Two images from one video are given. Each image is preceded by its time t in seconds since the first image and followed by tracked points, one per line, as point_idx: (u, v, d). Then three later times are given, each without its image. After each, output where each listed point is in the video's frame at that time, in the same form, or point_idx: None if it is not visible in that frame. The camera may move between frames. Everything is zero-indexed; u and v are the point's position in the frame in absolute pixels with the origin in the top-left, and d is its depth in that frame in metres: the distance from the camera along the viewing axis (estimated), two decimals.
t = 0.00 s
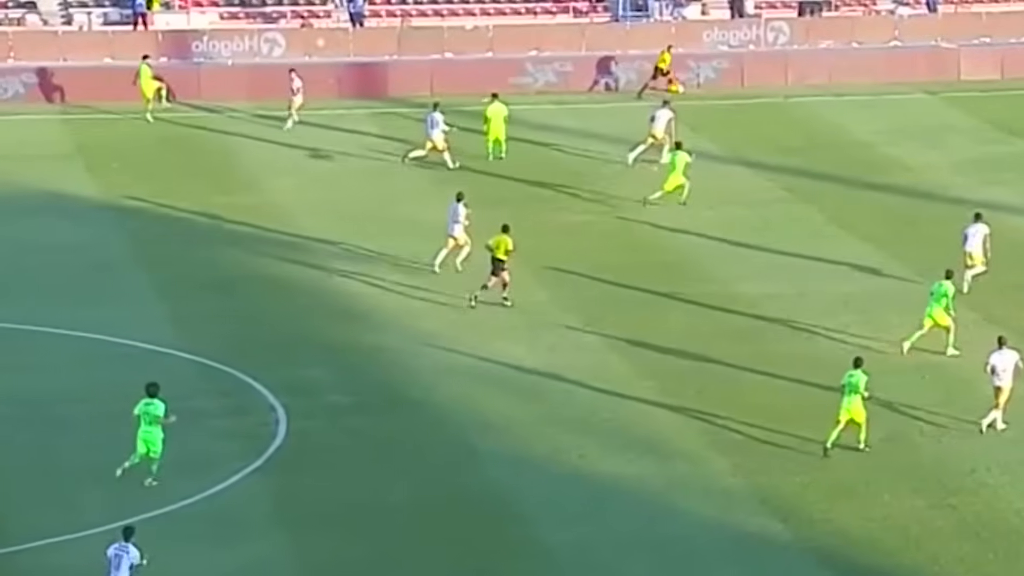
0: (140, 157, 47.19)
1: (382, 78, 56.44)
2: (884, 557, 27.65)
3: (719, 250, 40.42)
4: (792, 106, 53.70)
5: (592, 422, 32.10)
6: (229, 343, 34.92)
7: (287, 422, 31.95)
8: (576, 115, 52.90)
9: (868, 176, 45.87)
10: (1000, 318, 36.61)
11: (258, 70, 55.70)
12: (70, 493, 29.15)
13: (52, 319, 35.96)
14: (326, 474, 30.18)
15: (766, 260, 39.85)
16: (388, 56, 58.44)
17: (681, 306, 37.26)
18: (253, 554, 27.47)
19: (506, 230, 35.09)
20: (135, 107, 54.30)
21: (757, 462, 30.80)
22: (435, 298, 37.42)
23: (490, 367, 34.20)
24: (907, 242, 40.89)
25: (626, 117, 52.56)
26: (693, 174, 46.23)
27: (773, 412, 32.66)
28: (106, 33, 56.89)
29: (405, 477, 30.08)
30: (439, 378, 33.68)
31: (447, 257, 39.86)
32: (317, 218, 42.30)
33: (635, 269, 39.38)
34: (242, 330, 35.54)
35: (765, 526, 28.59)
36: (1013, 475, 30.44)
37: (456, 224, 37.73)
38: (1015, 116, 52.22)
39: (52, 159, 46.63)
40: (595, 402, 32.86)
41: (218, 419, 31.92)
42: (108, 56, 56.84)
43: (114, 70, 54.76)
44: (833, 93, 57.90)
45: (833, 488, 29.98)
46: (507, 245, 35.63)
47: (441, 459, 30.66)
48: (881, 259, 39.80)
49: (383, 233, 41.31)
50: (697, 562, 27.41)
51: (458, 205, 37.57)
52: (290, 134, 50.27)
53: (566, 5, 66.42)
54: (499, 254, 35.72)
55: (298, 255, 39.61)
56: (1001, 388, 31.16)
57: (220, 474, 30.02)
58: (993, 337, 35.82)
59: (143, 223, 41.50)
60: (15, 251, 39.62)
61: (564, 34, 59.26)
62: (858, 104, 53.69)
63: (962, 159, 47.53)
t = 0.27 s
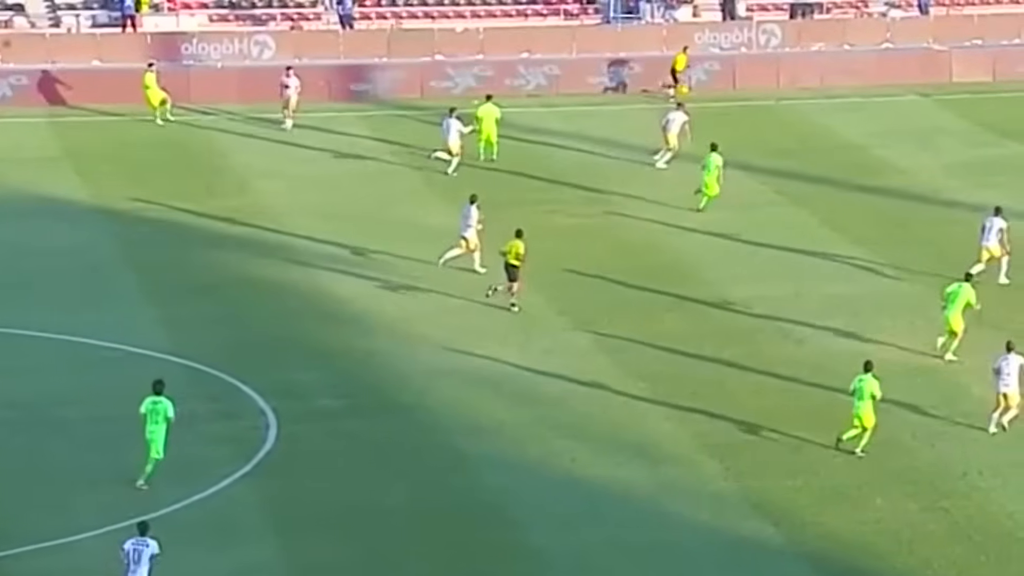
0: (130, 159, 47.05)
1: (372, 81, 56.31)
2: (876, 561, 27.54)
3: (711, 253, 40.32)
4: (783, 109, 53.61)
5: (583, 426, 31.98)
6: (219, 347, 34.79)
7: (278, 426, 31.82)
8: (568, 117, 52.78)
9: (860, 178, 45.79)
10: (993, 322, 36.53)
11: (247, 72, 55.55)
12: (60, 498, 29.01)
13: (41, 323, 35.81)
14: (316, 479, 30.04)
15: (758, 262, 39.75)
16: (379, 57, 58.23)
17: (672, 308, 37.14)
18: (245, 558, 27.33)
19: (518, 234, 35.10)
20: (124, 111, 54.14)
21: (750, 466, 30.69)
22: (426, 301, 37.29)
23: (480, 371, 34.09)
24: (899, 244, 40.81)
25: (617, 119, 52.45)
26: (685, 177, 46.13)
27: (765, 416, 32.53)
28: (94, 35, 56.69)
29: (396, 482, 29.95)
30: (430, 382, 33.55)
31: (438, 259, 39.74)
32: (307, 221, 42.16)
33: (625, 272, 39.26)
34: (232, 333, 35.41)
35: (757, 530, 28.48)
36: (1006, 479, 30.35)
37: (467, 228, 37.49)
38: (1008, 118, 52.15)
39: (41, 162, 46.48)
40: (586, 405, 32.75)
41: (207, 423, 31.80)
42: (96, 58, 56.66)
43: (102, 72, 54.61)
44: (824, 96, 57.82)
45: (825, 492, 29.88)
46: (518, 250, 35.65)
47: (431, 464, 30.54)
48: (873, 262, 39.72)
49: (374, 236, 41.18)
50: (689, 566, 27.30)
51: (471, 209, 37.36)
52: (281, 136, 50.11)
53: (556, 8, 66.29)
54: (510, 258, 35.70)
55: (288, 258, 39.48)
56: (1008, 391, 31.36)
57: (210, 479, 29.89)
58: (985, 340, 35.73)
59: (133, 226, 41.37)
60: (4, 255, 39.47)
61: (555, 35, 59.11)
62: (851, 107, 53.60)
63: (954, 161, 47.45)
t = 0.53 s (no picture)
0: (125, 162, 46.96)
1: (367, 82, 56.23)
2: (872, 562, 27.46)
3: (707, 255, 40.24)
4: (780, 110, 53.54)
5: (579, 428, 31.91)
6: (214, 350, 34.70)
7: (273, 429, 31.74)
8: (565, 119, 52.70)
9: (858, 179, 45.71)
10: (990, 324, 36.45)
11: (242, 74, 55.46)
12: (55, 501, 28.91)
13: (36, 325, 35.72)
14: (311, 482, 29.94)
15: (755, 263, 39.67)
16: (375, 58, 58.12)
17: (670, 311, 37.03)
18: (238, 561, 27.26)
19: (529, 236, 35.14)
20: (118, 113, 54.06)
21: (746, 468, 30.60)
22: (423, 304, 37.22)
23: (476, 372, 34.02)
24: (896, 246, 40.72)
25: (614, 120, 52.38)
26: (682, 178, 46.06)
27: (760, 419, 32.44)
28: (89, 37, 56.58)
29: (391, 485, 29.83)
30: (425, 384, 33.48)
31: (435, 261, 39.65)
32: (303, 223, 42.08)
33: (621, 274, 39.16)
34: (226, 336, 35.32)
35: (754, 532, 28.39)
36: (1003, 481, 30.27)
37: (478, 231, 37.71)
38: (1006, 120, 52.07)
39: (36, 165, 46.38)
40: (582, 408, 32.66)
41: (202, 426, 31.71)
42: (91, 58, 56.55)
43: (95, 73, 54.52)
44: (821, 97, 57.77)
45: (822, 494, 29.80)
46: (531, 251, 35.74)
47: (427, 466, 30.47)
48: (870, 263, 39.62)
49: (370, 238, 41.10)
50: (687, 569, 27.19)
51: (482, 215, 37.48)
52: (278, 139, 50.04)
53: (552, 8, 66.23)
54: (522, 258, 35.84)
55: (284, 260, 39.40)
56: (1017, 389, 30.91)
57: (205, 482, 29.78)
58: (982, 342, 35.66)
59: (128, 229, 41.27)
60: None
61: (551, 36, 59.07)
62: (848, 108, 53.53)
63: (952, 162, 47.38)
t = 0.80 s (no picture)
0: (115, 164, 46.87)
1: (356, 84, 56.16)
2: (865, 564, 27.38)
3: (698, 257, 40.17)
4: (771, 112, 53.50)
5: (570, 430, 31.83)
6: (204, 353, 34.61)
7: (263, 431, 31.66)
8: (555, 120, 52.61)
9: (849, 181, 45.67)
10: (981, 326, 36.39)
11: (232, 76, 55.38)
12: (45, 505, 28.81)
13: (25, 328, 35.62)
14: (301, 484, 29.85)
15: (746, 265, 39.61)
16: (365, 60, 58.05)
17: (660, 313, 36.96)
18: (228, 564, 27.17)
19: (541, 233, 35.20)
20: (106, 115, 53.96)
21: (737, 470, 30.53)
22: (413, 306, 37.14)
23: (467, 375, 33.93)
24: (887, 247, 40.67)
25: (605, 122, 52.32)
26: (672, 180, 46.00)
27: (751, 421, 32.36)
28: (77, 39, 56.48)
29: (381, 488, 29.74)
30: (416, 386, 33.39)
31: (425, 263, 39.57)
32: (293, 225, 41.98)
33: (611, 276, 39.09)
34: (216, 339, 35.24)
35: (745, 534, 28.32)
36: (994, 482, 30.21)
37: (485, 231, 37.75)
38: (997, 121, 52.05)
39: (25, 166, 46.28)
40: (573, 410, 32.58)
41: (192, 429, 31.63)
42: (79, 60, 56.45)
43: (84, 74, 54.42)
44: (811, 99, 57.74)
45: (813, 496, 29.73)
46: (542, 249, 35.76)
47: (417, 468, 30.38)
48: (861, 265, 39.57)
49: (360, 240, 41.02)
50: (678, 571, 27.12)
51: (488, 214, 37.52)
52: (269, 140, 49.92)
53: (542, 10, 66.19)
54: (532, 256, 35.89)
55: (274, 262, 39.31)
56: (1023, 387, 30.94)
57: (196, 485, 29.69)
58: (974, 343, 35.59)
59: (118, 231, 41.18)
60: None
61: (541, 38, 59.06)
62: (839, 109, 53.47)
63: (944, 164, 47.33)
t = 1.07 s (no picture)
0: (101, 166, 46.73)
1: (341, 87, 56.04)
2: (853, 567, 27.28)
3: (686, 259, 40.09)
4: (758, 114, 53.43)
5: (557, 433, 31.73)
6: (190, 356, 34.50)
7: (249, 434, 31.55)
8: (541, 123, 52.51)
9: (836, 183, 45.60)
10: (969, 328, 36.32)
11: (218, 78, 55.24)
12: (31, 508, 28.69)
13: (10, 331, 35.48)
14: (288, 487, 29.73)
15: (733, 267, 39.52)
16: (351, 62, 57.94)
17: (647, 315, 36.87)
18: (214, 567, 27.06)
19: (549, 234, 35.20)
20: (91, 117, 53.80)
21: (725, 473, 30.43)
22: (401, 308, 37.03)
23: (454, 377, 33.83)
24: (874, 249, 40.61)
25: (592, 124, 52.24)
26: (659, 182, 45.92)
27: (740, 423, 32.28)
28: (62, 41, 56.32)
29: (368, 491, 29.63)
30: (403, 389, 33.28)
31: (412, 266, 39.47)
32: (279, 227, 41.88)
33: (599, 278, 38.99)
34: (202, 342, 35.12)
35: (734, 537, 28.22)
36: (983, 485, 30.13)
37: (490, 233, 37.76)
38: (985, 123, 51.99)
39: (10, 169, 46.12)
40: (560, 413, 32.48)
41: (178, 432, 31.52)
42: (64, 63, 56.29)
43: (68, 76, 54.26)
44: (799, 101, 57.68)
45: (802, 498, 29.64)
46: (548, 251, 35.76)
47: (403, 471, 30.28)
48: (849, 267, 39.49)
49: (346, 243, 40.91)
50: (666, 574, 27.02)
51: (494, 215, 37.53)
52: (254, 143, 49.80)
53: (529, 12, 66.13)
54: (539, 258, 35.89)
55: (260, 265, 39.20)
56: None
57: (182, 488, 29.57)
58: (962, 345, 35.52)
59: (104, 234, 41.04)
60: None
61: (527, 40, 59.02)
62: (826, 111, 53.43)
63: (932, 166, 47.27)
